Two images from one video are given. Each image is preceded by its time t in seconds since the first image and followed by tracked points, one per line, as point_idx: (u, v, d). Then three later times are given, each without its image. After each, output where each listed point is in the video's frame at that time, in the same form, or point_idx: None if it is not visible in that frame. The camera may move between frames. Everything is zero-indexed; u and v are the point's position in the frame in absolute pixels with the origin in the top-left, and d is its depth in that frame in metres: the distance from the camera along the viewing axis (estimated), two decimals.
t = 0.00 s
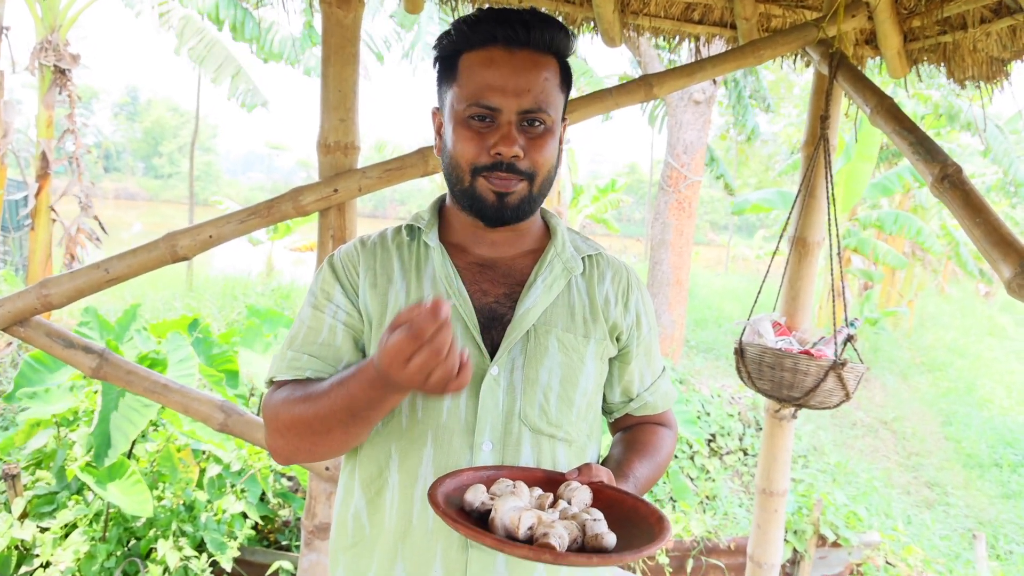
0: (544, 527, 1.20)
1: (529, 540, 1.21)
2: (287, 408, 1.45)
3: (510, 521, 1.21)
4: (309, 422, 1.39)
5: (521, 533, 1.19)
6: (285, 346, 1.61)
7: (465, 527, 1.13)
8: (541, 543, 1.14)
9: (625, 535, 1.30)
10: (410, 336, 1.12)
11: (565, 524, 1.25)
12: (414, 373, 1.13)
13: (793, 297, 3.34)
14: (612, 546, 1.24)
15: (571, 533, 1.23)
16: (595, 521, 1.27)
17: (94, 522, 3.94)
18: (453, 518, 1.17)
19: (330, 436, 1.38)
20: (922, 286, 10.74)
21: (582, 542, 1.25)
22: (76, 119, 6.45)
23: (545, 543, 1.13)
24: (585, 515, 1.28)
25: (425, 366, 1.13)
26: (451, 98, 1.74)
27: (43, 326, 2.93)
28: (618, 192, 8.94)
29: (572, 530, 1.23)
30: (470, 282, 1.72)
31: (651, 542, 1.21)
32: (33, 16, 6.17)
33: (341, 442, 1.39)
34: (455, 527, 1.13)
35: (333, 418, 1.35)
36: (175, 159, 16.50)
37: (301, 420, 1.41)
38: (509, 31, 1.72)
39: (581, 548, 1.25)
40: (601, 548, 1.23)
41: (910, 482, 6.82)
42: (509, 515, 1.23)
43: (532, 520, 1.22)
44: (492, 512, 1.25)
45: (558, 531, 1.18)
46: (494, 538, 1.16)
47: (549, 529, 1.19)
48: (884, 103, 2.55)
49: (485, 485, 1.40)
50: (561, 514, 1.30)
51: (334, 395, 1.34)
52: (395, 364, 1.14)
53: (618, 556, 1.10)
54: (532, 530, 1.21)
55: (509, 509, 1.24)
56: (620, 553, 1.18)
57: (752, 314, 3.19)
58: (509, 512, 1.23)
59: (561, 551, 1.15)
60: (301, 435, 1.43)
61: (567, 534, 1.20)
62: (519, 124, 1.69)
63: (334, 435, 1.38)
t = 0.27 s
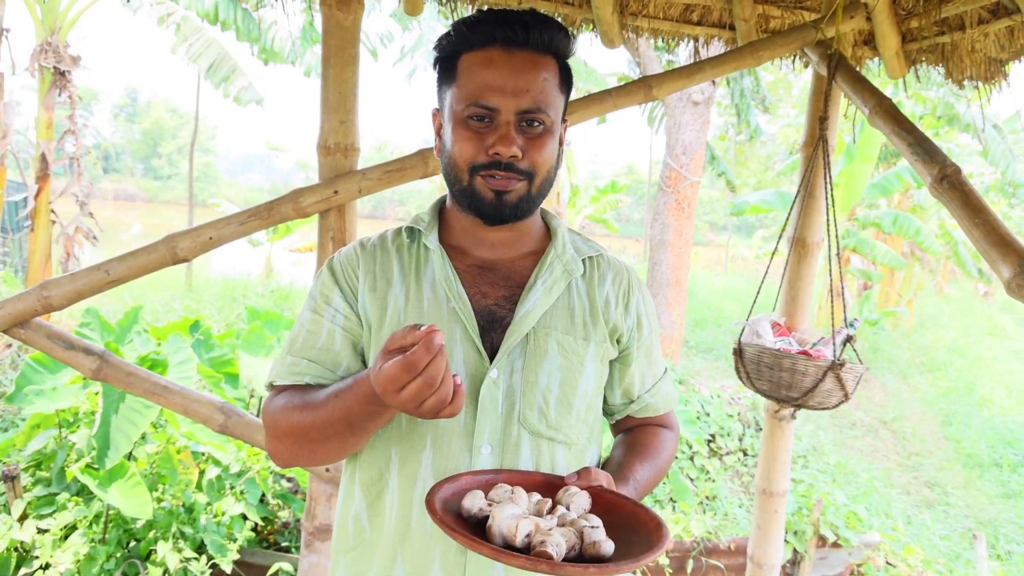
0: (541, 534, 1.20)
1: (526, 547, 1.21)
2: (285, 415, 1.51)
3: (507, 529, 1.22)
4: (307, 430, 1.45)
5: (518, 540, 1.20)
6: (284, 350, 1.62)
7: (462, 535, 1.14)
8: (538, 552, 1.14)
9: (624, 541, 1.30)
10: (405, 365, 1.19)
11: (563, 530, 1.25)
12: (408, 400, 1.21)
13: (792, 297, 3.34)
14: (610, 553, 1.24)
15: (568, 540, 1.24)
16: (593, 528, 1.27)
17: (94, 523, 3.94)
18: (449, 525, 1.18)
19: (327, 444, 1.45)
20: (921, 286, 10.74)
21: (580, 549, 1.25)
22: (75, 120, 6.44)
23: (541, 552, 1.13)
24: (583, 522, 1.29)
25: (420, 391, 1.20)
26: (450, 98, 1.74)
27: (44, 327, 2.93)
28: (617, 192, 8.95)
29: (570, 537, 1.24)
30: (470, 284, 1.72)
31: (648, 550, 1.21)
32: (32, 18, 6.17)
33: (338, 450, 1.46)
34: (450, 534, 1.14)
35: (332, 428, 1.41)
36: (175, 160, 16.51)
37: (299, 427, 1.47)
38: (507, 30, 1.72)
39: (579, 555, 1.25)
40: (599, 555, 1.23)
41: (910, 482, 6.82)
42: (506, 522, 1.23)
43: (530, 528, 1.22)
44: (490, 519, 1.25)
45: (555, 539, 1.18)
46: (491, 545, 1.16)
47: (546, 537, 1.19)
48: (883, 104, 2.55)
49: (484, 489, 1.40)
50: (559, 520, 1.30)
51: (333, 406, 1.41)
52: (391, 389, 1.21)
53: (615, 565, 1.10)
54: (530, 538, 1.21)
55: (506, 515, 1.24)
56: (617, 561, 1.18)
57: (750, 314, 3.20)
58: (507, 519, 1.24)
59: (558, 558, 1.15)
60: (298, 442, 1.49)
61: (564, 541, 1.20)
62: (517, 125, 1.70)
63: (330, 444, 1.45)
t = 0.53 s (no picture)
0: (535, 531, 1.21)
1: (520, 544, 1.21)
2: (283, 415, 1.52)
3: (501, 525, 1.22)
4: (304, 431, 1.46)
5: (511, 536, 1.20)
6: (284, 350, 1.62)
7: (455, 531, 1.14)
8: (531, 549, 1.14)
9: (619, 541, 1.30)
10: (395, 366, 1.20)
11: (557, 529, 1.25)
12: (399, 402, 1.21)
13: (791, 297, 3.34)
14: (604, 552, 1.23)
15: (563, 537, 1.24)
16: (588, 526, 1.27)
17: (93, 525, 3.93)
18: (442, 520, 1.18)
19: (324, 445, 1.46)
20: (920, 287, 10.74)
21: (574, 547, 1.25)
22: (74, 122, 6.44)
23: (534, 548, 1.13)
24: (578, 521, 1.29)
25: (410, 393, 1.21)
26: (449, 98, 1.75)
27: (44, 329, 2.93)
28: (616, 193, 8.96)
29: (564, 535, 1.24)
30: (469, 285, 1.72)
31: (643, 549, 1.21)
32: (31, 20, 6.17)
33: (335, 451, 1.46)
34: (444, 530, 1.14)
35: (328, 428, 1.42)
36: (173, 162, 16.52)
37: (297, 428, 1.48)
38: (506, 30, 1.73)
39: (573, 553, 1.25)
40: (592, 554, 1.22)
41: (909, 482, 6.83)
42: (500, 519, 1.23)
43: (523, 525, 1.22)
44: (484, 516, 1.26)
45: (549, 536, 1.18)
46: (485, 541, 1.16)
47: (540, 534, 1.19)
48: (881, 105, 2.55)
49: (480, 488, 1.40)
50: (554, 519, 1.31)
51: (329, 407, 1.41)
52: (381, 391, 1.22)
53: (609, 563, 1.10)
54: (524, 535, 1.21)
55: (500, 512, 1.24)
56: (611, 559, 1.18)
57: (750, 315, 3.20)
58: (501, 516, 1.24)
59: (551, 555, 1.15)
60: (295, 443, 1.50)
61: (558, 538, 1.20)
62: (515, 124, 1.70)
63: (327, 444, 1.45)
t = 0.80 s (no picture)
0: (535, 526, 1.21)
1: (519, 539, 1.21)
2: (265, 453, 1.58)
3: (501, 520, 1.22)
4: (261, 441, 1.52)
5: (511, 532, 1.20)
6: (283, 350, 1.64)
7: (455, 525, 1.14)
8: (531, 544, 1.14)
9: (619, 538, 1.30)
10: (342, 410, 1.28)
11: (557, 524, 1.25)
12: (342, 441, 1.28)
13: (790, 296, 3.35)
14: (604, 547, 1.24)
15: (562, 533, 1.24)
16: (587, 522, 1.28)
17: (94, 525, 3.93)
18: (443, 515, 1.18)
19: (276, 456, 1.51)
20: (919, 286, 10.74)
21: (574, 543, 1.25)
22: (73, 123, 6.45)
23: (534, 542, 1.13)
24: (578, 517, 1.29)
25: (349, 433, 1.28)
26: (447, 96, 1.75)
27: (44, 329, 2.93)
28: (615, 193, 8.97)
29: (564, 531, 1.24)
30: (469, 284, 1.72)
31: (643, 544, 1.22)
32: (29, 20, 6.18)
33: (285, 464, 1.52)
34: (443, 524, 1.15)
35: (280, 446, 1.47)
36: (172, 163, 16.52)
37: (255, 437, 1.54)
38: (504, 28, 1.74)
39: (573, 549, 1.25)
40: (593, 549, 1.23)
41: (908, 482, 6.83)
42: (500, 515, 1.24)
43: (523, 520, 1.22)
44: (484, 512, 1.26)
45: (549, 531, 1.19)
46: (485, 536, 1.17)
47: (540, 529, 1.19)
48: (881, 104, 2.56)
49: (480, 485, 1.41)
50: (554, 515, 1.31)
51: (283, 427, 1.47)
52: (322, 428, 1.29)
53: (608, 557, 1.10)
54: (523, 530, 1.21)
55: (500, 508, 1.25)
56: (610, 554, 1.18)
57: (750, 315, 3.20)
58: (501, 511, 1.24)
59: (551, 550, 1.16)
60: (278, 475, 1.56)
61: (558, 534, 1.21)
62: (512, 121, 1.70)
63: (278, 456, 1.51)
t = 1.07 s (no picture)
0: (538, 529, 1.21)
1: (522, 542, 1.21)
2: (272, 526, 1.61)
3: (504, 524, 1.22)
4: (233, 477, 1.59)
5: (514, 535, 1.20)
6: (279, 354, 1.65)
7: (459, 530, 1.14)
8: (534, 546, 1.15)
9: (621, 537, 1.30)
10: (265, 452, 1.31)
11: (560, 526, 1.25)
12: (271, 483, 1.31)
13: (790, 295, 3.34)
14: (607, 548, 1.24)
15: (565, 535, 1.24)
16: (590, 523, 1.28)
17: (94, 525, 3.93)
18: (446, 520, 1.18)
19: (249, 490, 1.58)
20: (919, 286, 10.74)
21: (577, 544, 1.26)
22: (72, 122, 6.44)
23: (537, 546, 1.14)
24: (580, 517, 1.29)
25: (276, 470, 1.30)
26: (446, 93, 1.76)
27: (44, 328, 2.93)
28: (614, 193, 8.97)
29: (566, 532, 1.24)
30: (467, 284, 1.72)
31: (645, 544, 1.22)
32: (28, 20, 6.18)
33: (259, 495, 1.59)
34: (447, 530, 1.14)
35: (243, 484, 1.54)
36: (171, 163, 16.52)
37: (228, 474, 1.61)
38: (503, 26, 1.74)
39: (576, 550, 1.25)
40: (596, 550, 1.23)
41: (908, 481, 6.84)
42: (502, 517, 1.23)
43: (526, 523, 1.22)
44: (486, 514, 1.26)
45: (552, 533, 1.19)
46: (488, 540, 1.17)
47: (543, 532, 1.19)
48: (880, 102, 2.56)
49: (481, 486, 1.41)
50: (556, 516, 1.31)
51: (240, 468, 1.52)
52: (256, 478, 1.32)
53: (612, 559, 1.10)
54: (526, 532, 1.21)
55: (502, 511, 1.25)
56: (614, 555, 1.18)
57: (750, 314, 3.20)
58: (503, 514, 1.24)
59: (554, 553, 1.16)
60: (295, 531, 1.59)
61: (560, 535, 1.21)
62: (511, 120, 1.70)
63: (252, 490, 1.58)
